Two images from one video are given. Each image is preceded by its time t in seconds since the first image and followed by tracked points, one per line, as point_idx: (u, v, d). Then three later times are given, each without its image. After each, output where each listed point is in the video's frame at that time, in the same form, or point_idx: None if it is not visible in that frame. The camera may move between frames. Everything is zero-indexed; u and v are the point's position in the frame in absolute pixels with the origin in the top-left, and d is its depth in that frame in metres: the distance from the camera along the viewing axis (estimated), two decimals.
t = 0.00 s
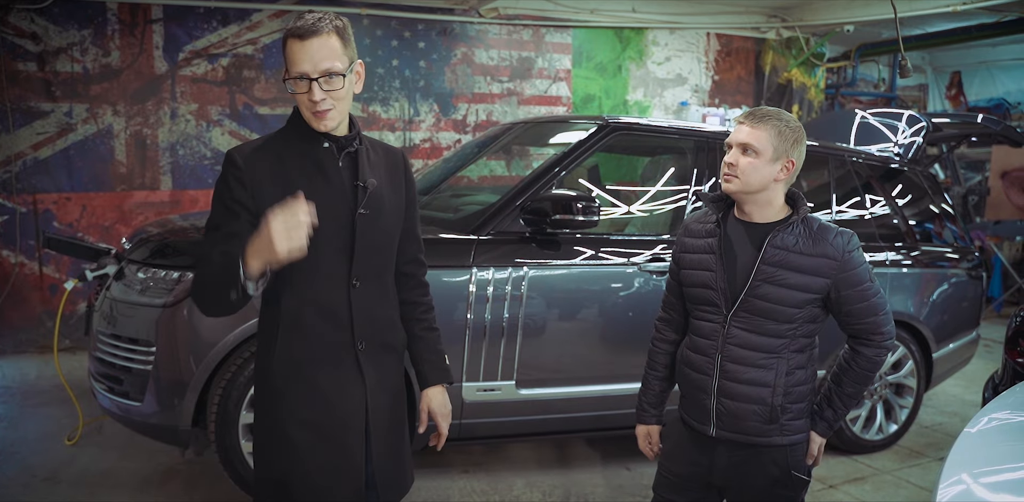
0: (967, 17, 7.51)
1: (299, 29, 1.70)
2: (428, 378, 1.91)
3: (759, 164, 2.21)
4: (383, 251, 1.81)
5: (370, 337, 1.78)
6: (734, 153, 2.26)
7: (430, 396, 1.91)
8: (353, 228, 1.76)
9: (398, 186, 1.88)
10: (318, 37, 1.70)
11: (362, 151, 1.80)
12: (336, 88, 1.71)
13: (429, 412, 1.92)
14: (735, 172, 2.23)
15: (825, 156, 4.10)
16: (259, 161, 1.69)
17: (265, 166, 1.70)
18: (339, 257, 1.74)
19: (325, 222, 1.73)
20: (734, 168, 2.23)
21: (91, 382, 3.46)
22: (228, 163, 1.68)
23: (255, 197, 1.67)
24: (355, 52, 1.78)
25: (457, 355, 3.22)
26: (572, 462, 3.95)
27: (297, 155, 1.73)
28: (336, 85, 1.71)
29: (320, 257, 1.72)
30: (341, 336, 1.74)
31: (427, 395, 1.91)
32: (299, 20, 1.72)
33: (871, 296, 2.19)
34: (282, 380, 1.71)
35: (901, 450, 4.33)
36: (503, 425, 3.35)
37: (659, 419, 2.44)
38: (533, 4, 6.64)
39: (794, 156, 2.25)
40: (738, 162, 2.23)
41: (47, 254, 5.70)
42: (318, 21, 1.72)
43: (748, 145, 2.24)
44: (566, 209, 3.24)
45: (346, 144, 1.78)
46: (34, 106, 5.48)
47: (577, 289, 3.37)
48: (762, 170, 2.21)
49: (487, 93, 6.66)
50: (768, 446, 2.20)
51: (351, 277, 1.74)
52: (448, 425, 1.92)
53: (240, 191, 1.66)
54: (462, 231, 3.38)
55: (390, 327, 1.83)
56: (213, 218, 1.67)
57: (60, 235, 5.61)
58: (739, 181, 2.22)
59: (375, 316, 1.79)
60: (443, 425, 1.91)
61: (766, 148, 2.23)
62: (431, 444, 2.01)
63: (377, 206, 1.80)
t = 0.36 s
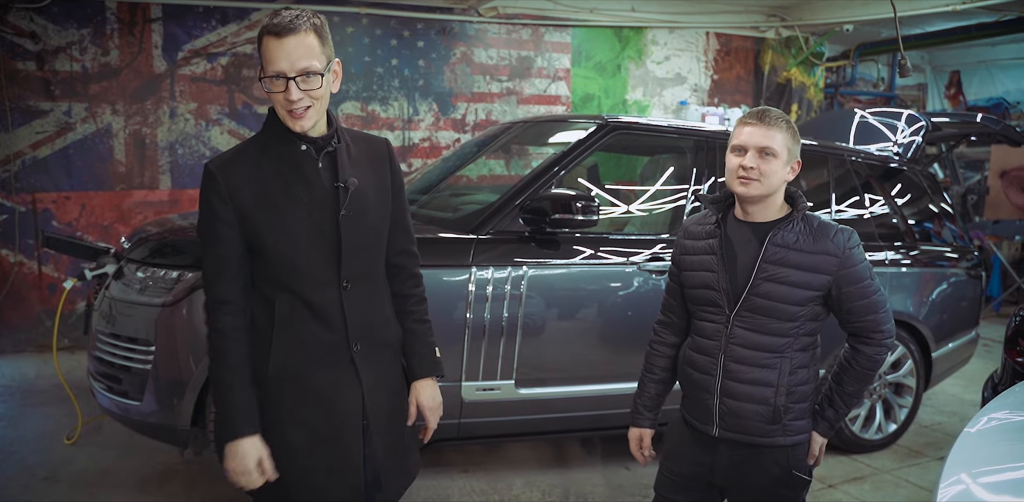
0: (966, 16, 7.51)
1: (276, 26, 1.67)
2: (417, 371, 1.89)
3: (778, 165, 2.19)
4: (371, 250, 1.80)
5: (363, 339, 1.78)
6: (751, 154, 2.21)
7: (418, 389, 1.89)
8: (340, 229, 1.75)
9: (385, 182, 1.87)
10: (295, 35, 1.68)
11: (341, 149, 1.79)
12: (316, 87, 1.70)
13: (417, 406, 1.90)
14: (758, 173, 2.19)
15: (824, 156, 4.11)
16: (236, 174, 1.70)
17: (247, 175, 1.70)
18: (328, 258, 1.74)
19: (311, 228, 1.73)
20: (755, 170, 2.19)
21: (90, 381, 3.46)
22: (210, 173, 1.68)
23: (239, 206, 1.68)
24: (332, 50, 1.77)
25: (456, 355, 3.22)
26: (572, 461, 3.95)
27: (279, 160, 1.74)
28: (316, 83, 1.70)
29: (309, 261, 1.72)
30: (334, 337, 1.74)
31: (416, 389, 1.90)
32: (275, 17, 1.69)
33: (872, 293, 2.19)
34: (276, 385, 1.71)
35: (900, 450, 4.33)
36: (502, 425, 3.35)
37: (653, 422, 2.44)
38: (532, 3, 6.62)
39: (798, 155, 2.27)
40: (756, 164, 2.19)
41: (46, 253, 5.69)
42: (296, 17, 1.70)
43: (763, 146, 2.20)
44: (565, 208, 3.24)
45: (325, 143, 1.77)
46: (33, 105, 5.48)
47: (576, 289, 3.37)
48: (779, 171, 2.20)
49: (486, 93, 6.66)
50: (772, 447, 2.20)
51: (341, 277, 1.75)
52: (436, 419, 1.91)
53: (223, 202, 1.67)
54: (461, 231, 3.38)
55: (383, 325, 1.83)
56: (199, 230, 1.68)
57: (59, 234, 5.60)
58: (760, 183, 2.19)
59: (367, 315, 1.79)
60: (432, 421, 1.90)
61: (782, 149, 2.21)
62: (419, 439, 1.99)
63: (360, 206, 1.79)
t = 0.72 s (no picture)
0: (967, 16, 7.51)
1: (272, 25, 1.67)
2: (415, 375, 1.87)
3: (783, 164, 2.20)
4: (368, 250, 1.80)
5: (360, 339, 1.78)
6: (757, 153, 2.20)
7: (416, 393, 1.86)
8: (335, 229, 1.75)
9: (382, 180, 1.87)
10: (291, 34, 1.67)
11: (337, 150, 1.79)
12: (314, 86, 1.70)
13: (415, 410, 1.87)
14: (764, 172, 2.19)
15: (825, 155, 4.11)
16: (233, 175, 1.71)
17: (243, 177, 1.71)
18: (324, 259, 1.74)
19: (307, 228, 1.73)
20: (761, 168, 2.19)
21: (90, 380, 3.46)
22: (206, 176, 1.70)
23: (235, 207, 1.70)
24: (329, 49, 1.76)
25: (457, 355, 3.21)
26: (572, 461, 3.95)
27: (275, 160, 1.74)
28: (314, 83, 1.70)
29: (304, 262, 1.72)
30: (329, 338, 1.74)
31: (414, 392, 1.87)
32: (273, 16, 1.69)
33: (873, 292, 2.19)
34: (273, 386, 1.72)
35: (901, 449, 4.33)
36: (502, 425, 3.34)
37: (656, 425, 2.43)
38: (533, 3, 6.62)
39: (801, 154, 2.28)
40: (763, 163, 2.19)
41: (47, 253, 5.69)
42: (295, 16, 1.69)
43: (769, 145, 2.19)
44: (566, 208, 3.24)
45: (321, 144, 1.78)
46: (33, 105, 5.48)
47: (577, 289, 3.37)
48: (784, 169, 2.20)
49: (486, 93, 6.66)
50: (777, 446, 2.19)
51: (337, 278, 1.74)
52: (433, 424, 1.87)
53: (220, 204, 1.69)
54: (462, 230, 3.38)
55: (380, 325, 1.82)
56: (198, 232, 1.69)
57: (59, 234, 5.60)
58: (766, 180, 2.19)
59: (364, 315, 1.79)
60: (430, 425, 1.86)
61: (788, 148, 2.20)
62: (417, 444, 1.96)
63: (356, 205, 1.78)
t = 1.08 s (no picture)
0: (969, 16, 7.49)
1: (274, 24, 1.67)
2: (410, 377, 1.86)
3: (783, 164, 2.20)
4: (367, 251, 1.80)
5: (358, 340, 1.78)
6: (759, 154, 2.21)
7: (411, 394, 1.86)
8: (335, 228, 1.75)
9: (381, 180, 1.87)
10: (293, 34, 1.67)
11: (338, 149, 1.79)
12: (316, 86, 1.70)
13: (410, 412, 1.87)
14: (766, 173, 2.19)
15: (827, 155, 4.10)
16: (233, 173, 1.70)
17: (242, 175, 1.71)
18: (324, 258, 1.74)
19: (307, 228, 1.73)
20: (762, 169, 2.19)
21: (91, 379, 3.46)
22: (206, 174, 1.69)
23: (235, 205, 1.69)
24: (330, 48, 1.76)
25: (458, 354, 3.21)
26: (573, 460, 3.95)
27: (274, 158, 1.74)
28: (315, 82, 1.70)
29: (305, 261, 1.72)
30: (328, 337, 1.74)
31: (409, 394, 1.87)
32: (273, 14, 1.69)
33: (875, 292, 2.19)
34: (271, 386, 1.72)
35: (902, 449, 4.33)
36: (503, 424, 3.34)
37: (656, 417, 2.43)
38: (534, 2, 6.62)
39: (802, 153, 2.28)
40: (764, 164, 2.19)
41: (48, 252, 5.70)
42: (296, 16, 1.69)
43: (770, 145, 2.19)
44: (567, 207, 3.25)
45: (322, 143, 1.78)
46: (34, 105, 5.49)
47: (577, 288, 3.37)
48: (785, 170, 2.20)
49: (487, 92, 6.66)
50: (779, 446, 2.19)
51: (337, 277, 1.74)
52: (427, 425, 1.88)
53: (219, 202, 1.68)
54: (463, 230, 3.38)
55: (378, 325, 1.82)
56: (198, 230, 1.69)
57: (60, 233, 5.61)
58: (767, 181, 2.19)
59: (363, 315, 1.79)
60: (424, 426, 1.87)
61: (789, 148, 2.20)
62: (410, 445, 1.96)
63: (355, 205, 1.78)
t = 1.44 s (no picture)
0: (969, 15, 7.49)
1: (277, 24, 1.67)
2: (409, 376, 1.87)
3: (784, 164, 2.20)
4: (369, 251, 1.80)
5: (360, 340, 1.78)
6: (759, 154, 2.21)
7: (410, 394, 1.87)
8: (337, 228, 1.75)
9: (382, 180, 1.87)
10: (297, 34, 1.67)
11: (340, 148, 1.79)
12: (318, 86, 1.70)
13: (410, 411, 1.88)
14: (767, 173, 2.19)
15: (827, 155, 4.10)
16: (235, 173, 1.70)
17: (243, 175, 1.71)
18: (326, 258, 1.74)
19: (309, 228, 1.73)
20: (763, 169, 2.19)
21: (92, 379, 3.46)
22: (208, 173, 1.69)
23: (237, 205, 1.69)
24: (333, 49, 1.76)
25: (459, 354, 3.21)
26: (573, 460, 3.95)
27: (276, 158, 1.74)
28: (318, 82, 1.70)
29: (307, 261, 1.72)
30: (329, 337, 1.74)
31: (408, 393, 1.87)
32: (277, 14, 1.68)
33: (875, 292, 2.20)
34: (273, 386, 1.72)
35: (902, 449, 4.33)
36: (503, 424, 3.34)
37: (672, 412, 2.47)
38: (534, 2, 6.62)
39: (802, 153, 2.28)
40: (765, 164, 2.19)
41: (48, 251, 5.70)
42: (299, 16, 1.69)
43: (771, 145, 2.20)
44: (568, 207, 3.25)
45: (324, 142, 1.78)
46: (35, 105, 5.49)
47: (578, 288, 3.37)
48: (786, 169, 2.20)
49: (488, 92, 6.66)
50: (781, 446, 2.19)
51: (338, 277, 1.75)
52: (428, 423, 1.89)
53: (221, 202, 1.68)
54: (463, 229, 3.38)
55: (380, 325, 1.83)
56: (199, 230, 1.68)
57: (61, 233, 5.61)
58: (769, 181, 2.19)
59: (365, 314, 1.79)
60: (425, 425, 1.88)
61: (789, 148, 2.21)
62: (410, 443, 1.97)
63: (358, 205, 1.79)
